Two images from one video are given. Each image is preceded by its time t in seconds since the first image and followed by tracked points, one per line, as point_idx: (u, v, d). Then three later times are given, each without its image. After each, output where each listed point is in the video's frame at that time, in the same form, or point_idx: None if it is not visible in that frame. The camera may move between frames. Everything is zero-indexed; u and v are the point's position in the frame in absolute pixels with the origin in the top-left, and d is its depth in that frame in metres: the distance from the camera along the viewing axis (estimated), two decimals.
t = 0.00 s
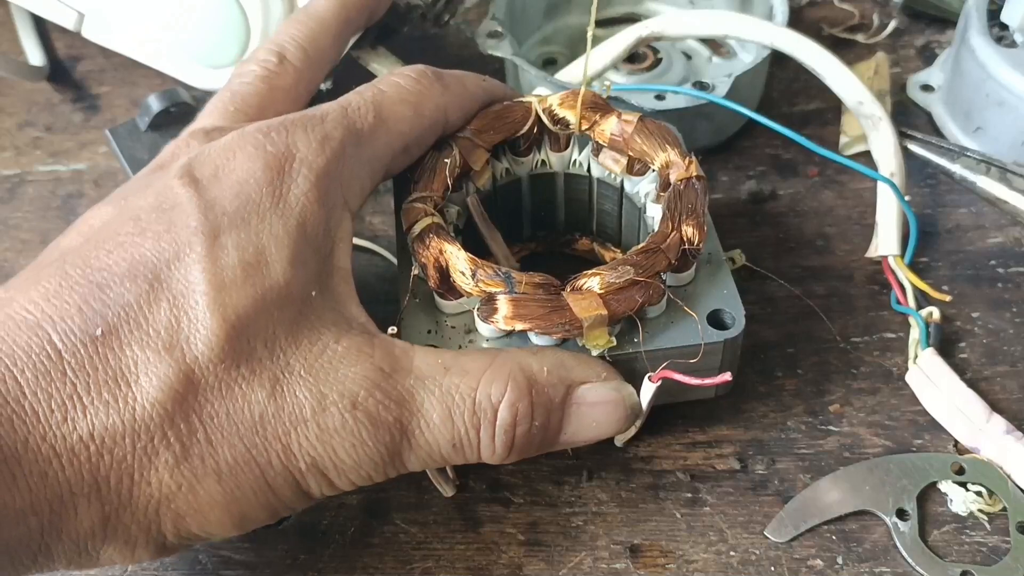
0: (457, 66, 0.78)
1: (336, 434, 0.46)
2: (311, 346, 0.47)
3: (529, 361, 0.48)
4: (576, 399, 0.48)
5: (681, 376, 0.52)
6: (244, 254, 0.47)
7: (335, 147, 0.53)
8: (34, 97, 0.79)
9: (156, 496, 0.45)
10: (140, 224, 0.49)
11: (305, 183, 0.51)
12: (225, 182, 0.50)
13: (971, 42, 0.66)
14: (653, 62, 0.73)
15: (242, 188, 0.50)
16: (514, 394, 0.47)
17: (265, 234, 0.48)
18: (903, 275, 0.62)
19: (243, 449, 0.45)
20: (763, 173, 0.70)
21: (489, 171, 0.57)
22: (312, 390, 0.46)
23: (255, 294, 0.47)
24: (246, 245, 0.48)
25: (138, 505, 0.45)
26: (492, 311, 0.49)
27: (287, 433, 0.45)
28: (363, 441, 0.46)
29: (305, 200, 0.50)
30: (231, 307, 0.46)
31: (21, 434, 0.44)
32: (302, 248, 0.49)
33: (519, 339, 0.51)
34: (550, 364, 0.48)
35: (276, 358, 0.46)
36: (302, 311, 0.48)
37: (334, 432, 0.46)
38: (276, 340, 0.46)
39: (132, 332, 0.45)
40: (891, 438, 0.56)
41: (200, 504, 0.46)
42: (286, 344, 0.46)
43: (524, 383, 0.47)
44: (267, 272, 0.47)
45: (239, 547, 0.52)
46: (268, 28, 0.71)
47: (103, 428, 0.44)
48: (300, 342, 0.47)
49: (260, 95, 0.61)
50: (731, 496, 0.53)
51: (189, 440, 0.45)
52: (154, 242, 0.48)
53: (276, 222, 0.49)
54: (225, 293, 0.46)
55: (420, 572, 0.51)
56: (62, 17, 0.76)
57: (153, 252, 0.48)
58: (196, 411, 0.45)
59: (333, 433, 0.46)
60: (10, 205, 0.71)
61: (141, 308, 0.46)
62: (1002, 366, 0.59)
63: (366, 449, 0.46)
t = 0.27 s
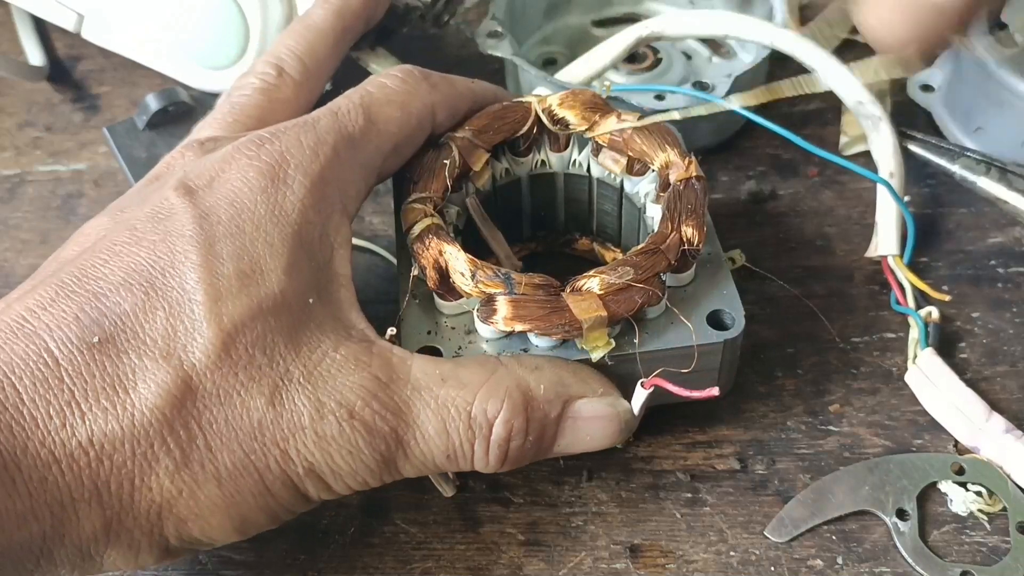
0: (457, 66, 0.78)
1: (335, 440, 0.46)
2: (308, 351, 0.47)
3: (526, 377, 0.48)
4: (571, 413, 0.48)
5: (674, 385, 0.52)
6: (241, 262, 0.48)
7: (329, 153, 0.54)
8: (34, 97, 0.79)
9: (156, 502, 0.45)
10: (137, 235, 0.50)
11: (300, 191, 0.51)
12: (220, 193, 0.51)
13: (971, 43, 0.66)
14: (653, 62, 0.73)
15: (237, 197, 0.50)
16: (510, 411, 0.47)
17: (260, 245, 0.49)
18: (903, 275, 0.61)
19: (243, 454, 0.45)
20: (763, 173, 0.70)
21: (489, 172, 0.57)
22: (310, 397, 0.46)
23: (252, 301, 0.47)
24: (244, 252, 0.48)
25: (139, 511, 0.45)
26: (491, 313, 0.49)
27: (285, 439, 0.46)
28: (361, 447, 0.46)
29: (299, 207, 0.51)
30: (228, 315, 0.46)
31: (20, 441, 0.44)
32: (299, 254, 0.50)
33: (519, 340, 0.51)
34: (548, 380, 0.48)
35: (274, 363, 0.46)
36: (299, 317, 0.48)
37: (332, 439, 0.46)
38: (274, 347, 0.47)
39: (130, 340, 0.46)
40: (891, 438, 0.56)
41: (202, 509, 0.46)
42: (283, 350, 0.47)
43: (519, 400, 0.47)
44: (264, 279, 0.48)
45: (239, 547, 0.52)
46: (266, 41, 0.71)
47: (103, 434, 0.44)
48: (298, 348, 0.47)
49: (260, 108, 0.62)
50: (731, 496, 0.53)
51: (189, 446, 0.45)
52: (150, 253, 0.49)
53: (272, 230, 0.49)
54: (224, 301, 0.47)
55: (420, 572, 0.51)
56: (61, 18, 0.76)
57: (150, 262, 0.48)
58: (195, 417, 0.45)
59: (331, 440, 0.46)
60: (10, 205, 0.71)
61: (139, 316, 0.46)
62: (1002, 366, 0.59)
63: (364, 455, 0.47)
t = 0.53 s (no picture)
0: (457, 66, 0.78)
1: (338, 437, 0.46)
2: (311, 348, 0.47)
3: (529, 376, 0.48)
4: (573, 413, 0.48)
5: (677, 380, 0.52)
6: (244, 259, 0.48)
7: (332, 151, 0.54)
8: (34, 97, 0.79)
9: (162, 498, 0.45)
10: (139, 229, 0.50)
11: (301, 188, 0.51)
12: (222, 187, 0.51)
13: (971, 41, 0.66)
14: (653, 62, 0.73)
15: (239, 192, 0.50)
16: (513, 409, 0.47)
17: (263, 240, 0.49)
18: (901, 274, 0.62)
19: (247, 451, 0.45)
20: (763, 173, 0.70)
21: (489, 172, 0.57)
22: (314, 393, 0.46)
23: (255, 298, 0.47)
24: (246, 249, 0.48)
25: (144, 507, 0.45)
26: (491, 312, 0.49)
27: (289, 436, 0.46)
28: (364, 444, 0.46)
29: (302, 204, 0.51)
30: (231, 311, 0.46)
31: (24, 436, 0.44)
32: (301, 252, 0.50)
33: (519, 339, 0.51)
34: (551, 380, 0.48)
35: (276, 360, 0.46)
36: (302, 313, 0.48)
37: (335, 436, 0.46)
38: (277, 344, 0.46)
39: (133, 335, 0.46)
40: (891, 438, 0.56)
41: (207, 505, 0.46)
42: (285, 347, 0.46)
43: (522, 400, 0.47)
44: (266, 275, 0.48)
45: (239, 547, 0.52)
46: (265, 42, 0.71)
47: (107, 430, 0.44)
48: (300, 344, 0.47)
49: (262, 108, 0.62)
50: (731, 496, 0.53)
51: (194, 443, 0.45)
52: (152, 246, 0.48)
53: (273, 227, 0.49)
54: (226, 297, 0.46)
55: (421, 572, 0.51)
56: (61, 17, 0.76)
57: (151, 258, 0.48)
58: (200, 414, 0.45)
59: (334, 437, 0.46)
60: (10, 205, 0.71)
61: (142, 312, 0.46)
62: (1002, 366, 0.59)
63: (368, 452, 0.47)
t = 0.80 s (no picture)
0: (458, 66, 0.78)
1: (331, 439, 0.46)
2: (302, 352, 0.47)
3: (525, 379, 0.48)
4: (569, 415, 0.49)
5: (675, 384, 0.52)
6: (235, 267, 0.48)
7: (320, 154, 0.54)
8: (34, 98, 0.79)
9: (155, 505, 0.45)
10: (133, 239, 0.50)
11: (290, 191, 0.52)
12: (213, 198, 0.51)
13: (971, 42, 0.66)
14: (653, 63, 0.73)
15: (230, 201, 0.51)
16: (508, 410, 0.47)
17: (252, 246, 0.49)
18: (900, 276, 0.62)
19: (240, 454, 0.45)
20: (763, 173, 0.70)
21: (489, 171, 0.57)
22: (306, 397, 0.46)
23: (246, 304, 0.47)
24: (237, 256, 0.49)
25: (137, 513, 0.45)
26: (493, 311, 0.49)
27: (283, 439, 0.46)
28: (358, 446, 0.47)
29: (291, 207, 0.51)
30: (222, 317, 0.46)
31: (17, 446, 0.44)
32: (294, 258, 0.50)
33: (519, 339, 0.51)
34: (547, 383, 0.48)
35: (268, 365, 0.46)
36: (294, 318, 0.48)
37: (329, 438, 0.46)
38: (269, 348, 0.47)
39: (126, 345, 0.46)
40: (891, 438, 0.56)
41: (201, 510, 0.46)
42: (277, 352, 0.47)
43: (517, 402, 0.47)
44: (257, 281, 0.48)
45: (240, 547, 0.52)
46: (263, 53, 0.72)
47: (100, 438, 0.44)
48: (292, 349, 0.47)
49: (258, 115, 0.62)
50: (731, 496, 0.53)
51: (186, 447, 0.45)
52: (146, 257, 0.49)
53: (265, 231, 0.49)
54: (219, 303, 0.47)
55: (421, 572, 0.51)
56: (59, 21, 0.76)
57: (145, 267, 0.48)
58: (191, 419, 0.45)
59: (328, 439, 0.46)
60: (11, 205, 0.71)
61: (135, 321, 0.47)
62: (1002, 366, 0.59)
63: (361, 454, 0.47)
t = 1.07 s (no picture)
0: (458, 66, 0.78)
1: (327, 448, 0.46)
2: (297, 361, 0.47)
3: (518, 389, 0.48)
4: (562, 424, 0.49)
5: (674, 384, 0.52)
6: (230, 279, 0.48)
7: (306, 159, 0.53)
8: (34, 97, 0.79)
9: (157, 516, 0.45)
10: (129, 255, 0.50)
11: (282, 201, 0.51)
12: (207, 211, 0.51)
13: (971, 42, 0.66)
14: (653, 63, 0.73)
15: (226, 213, 0.50)
16: (500, 421, 0.47)
17: (242, 257, 0.49)
18: (900, 277, 0.62)
19: (239, 464, 0.46)
20: (763, 173, 0.70)
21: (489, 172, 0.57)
22: (302, 406, 0.46)
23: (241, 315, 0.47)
24: (231, 267, 0.48)
25: (140, 526, 0.45)
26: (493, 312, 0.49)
27: (280, 448, 0.46)
28: (354, 454, 0.47)
29: (283, 217, 0.51)
30: (218, 330, 0.46)
31: (20, 463, 0.44)
32: (288, 266, 0.49)
33: (519, 339, 0.51)
34: (541, 392, 0.48)
35: (263, 375, 0.46)
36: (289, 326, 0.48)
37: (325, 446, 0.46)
38: (265, 358, 0.47)
39: (124, 360, 0.46)
40: (891, 438, 0.56)
41: (202, 520, 0.46)
42: (272, 362, 0.47)
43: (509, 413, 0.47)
44: (251, 292, 0.48)
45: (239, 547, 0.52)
46: (262, 53, 0.72)
47: (101, 452, 0.44)
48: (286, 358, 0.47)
49: (256, 123, 0.62)
50: (731, 496, 0.53)
51: (185, 460, 0.45)
52: (142, 272, 0.49)
53: (259, 241, 0.49)
54: (214, 315, 0.47)
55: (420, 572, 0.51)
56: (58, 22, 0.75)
57: (141, 282, 0.48)
58: (190, 431, 0.45)
59: (325, 447, 0.46)
60: (10, 205, 0.71)
61: (132, 336, 0.47)
62: (1003, 366, 0.59)
63: (357, 461, 0.47)
